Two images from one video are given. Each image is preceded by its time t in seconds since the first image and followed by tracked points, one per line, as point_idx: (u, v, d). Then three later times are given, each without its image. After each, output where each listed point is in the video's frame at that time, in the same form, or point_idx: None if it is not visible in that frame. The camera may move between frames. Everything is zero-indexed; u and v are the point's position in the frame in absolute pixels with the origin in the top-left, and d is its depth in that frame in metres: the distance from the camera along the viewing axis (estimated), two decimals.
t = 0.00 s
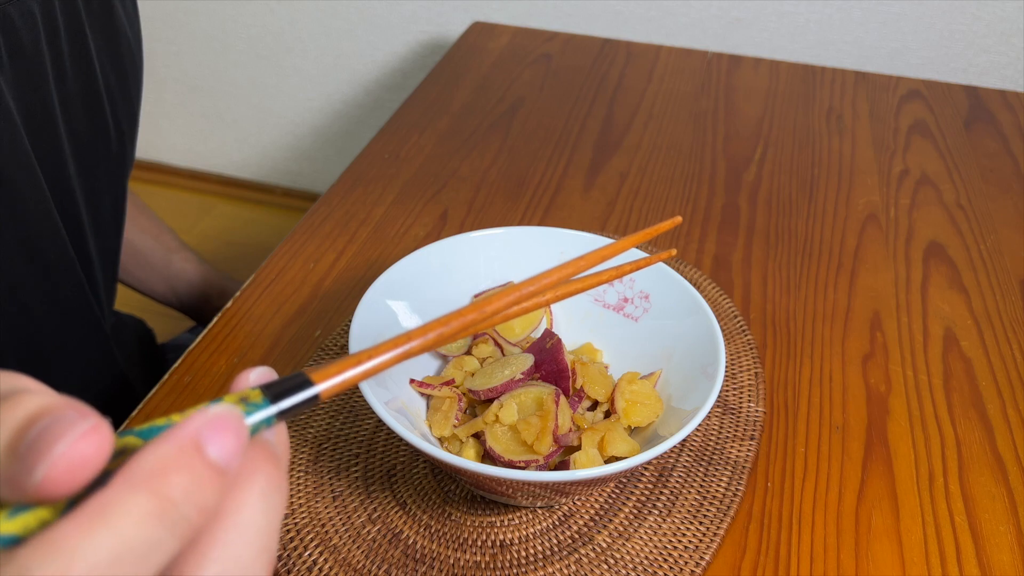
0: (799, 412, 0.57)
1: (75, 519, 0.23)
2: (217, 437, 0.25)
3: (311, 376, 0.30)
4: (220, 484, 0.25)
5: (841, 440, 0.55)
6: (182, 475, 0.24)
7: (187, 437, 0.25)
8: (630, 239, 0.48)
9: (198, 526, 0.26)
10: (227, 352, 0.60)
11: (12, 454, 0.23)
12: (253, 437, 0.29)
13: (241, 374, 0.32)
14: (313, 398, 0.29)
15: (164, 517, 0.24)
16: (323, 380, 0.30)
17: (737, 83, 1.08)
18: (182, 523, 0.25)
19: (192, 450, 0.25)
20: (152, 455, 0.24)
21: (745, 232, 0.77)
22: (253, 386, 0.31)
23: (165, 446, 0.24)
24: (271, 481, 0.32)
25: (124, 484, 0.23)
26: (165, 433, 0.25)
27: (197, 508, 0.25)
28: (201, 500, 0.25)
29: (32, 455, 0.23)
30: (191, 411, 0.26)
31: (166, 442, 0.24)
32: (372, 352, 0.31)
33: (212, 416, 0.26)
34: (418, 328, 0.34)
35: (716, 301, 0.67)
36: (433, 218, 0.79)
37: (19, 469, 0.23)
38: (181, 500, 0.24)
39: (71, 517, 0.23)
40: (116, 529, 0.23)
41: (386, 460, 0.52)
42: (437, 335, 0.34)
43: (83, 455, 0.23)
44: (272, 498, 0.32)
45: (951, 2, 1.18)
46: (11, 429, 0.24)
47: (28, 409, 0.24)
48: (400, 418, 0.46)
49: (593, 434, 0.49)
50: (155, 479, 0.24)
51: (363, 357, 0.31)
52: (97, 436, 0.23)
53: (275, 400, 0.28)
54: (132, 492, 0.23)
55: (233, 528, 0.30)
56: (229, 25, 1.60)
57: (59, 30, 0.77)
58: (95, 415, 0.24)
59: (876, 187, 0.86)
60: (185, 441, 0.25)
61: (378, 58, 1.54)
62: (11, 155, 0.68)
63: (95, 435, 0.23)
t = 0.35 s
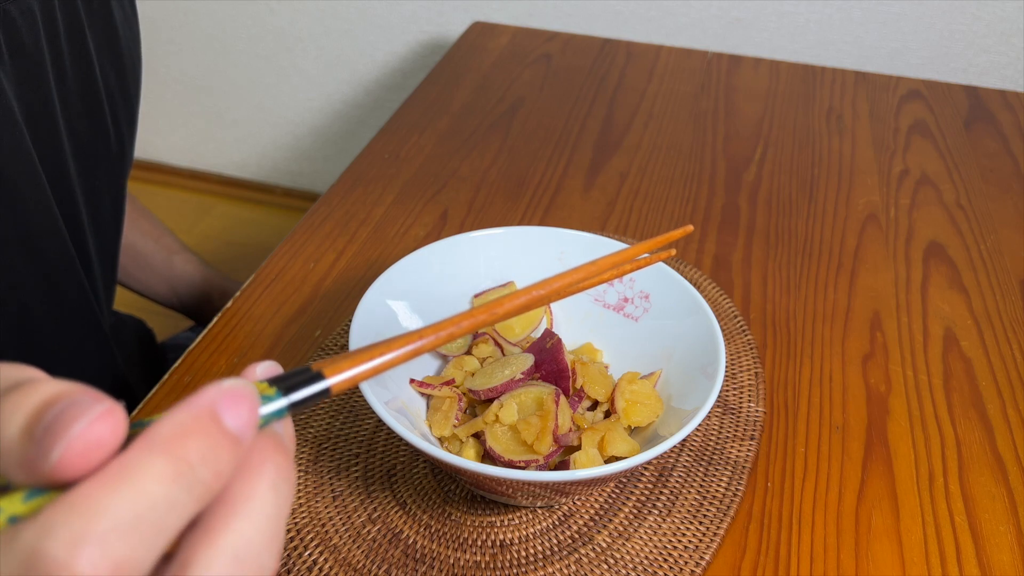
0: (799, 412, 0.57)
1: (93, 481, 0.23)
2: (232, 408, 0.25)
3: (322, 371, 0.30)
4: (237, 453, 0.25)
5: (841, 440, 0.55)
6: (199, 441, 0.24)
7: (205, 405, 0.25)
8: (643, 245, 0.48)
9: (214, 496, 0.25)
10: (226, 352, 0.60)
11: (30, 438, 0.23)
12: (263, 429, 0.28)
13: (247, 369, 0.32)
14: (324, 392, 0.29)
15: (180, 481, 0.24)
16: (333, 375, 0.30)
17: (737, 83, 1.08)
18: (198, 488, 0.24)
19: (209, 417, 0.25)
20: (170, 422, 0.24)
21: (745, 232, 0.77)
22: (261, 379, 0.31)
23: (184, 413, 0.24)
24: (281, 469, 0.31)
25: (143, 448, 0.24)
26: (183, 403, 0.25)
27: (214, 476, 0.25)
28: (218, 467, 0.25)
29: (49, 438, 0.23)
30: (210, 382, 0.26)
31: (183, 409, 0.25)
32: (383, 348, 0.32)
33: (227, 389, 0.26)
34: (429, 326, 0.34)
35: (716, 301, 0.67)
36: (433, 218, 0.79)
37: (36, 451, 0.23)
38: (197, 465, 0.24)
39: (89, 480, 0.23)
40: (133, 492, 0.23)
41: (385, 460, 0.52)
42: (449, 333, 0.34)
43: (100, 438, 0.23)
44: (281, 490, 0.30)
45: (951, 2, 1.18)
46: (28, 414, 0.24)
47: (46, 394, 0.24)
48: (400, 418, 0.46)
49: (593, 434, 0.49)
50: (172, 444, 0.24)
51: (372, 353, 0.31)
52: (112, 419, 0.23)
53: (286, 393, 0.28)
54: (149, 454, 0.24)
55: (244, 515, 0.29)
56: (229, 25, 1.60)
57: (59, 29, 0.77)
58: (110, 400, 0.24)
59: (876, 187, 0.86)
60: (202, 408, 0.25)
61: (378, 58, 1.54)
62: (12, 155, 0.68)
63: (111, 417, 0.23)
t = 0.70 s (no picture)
0: (798, 412, 0.57)
1: (93, 478, 0.23)
2: (232, 406, 0.25)
3: (320, 370, 0.30)
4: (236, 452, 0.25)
5: (841, 440, 0.55)
6: (197, 439, 0.24)
7: (203, 403, 0.25)
8: (644, 248, 0.48)
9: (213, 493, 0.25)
10: (227, 352, 0.60)
11: (28, 435, 0.23)
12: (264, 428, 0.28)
13: (245, 369, 0.32)
14: (323, 391, 0.29)
15: (180, 479, 0.24)
16: (332, 374, 0.30)
17: (737, 83, 1.08)
18: (197, 486, 0.24)
19: (208, 416, 0.25)
20: (170, 419, 0.24)
21: (745, 232, 0.77)
22: (260, 379, 0.31)
23: (182, 411, 0.24)
24: (280, 468, 0.31)
25: (142, 445, 0.23)
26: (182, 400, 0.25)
27: (213, 474, 0.25)
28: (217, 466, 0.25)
29: (47, 435, 0.23)
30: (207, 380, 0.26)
31: (182, 406, 0.24)
32: (382, 347, 0.32)
33: (227, 386, 0.26)
34: (428, 325, 0.34)
35: (716, 301, 0.67)
36: (433, 218, 0.79)
37: (35, 448, 0.23)
38: (197, 463, 0.24)
39: (90, 476, 0.23)
40: (132, 490, 0.23)
41: (385, 460, 0.52)
42: (448, 332, 0.34)
43: (98, 435, 0.23)
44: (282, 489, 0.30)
45: (951, 2, 1.18)
46: (27, 412, 0.24)
47: (44, 392, 0.24)
48: (400, 418, 0.46)
49: (594, 434, 0.49)
50: (171, 441, 0.24)
51: (373, 352, 0.31)
52: (109, 416, 0.23)
53: (285, 392, 0.28)
54: (147, 452, 0.23)
55: (243, 514, 0.29)
56: (229, 25, 1.60)
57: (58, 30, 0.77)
58: (108, 395, 0.24)
59: (876, 187, 0.86)
60: (200, 406, 0.25)
61: (378, 58, 1.54)
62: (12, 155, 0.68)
63: (108, 414, 0.23)
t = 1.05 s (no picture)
0: (799, 412, 0.57)
1: (83, 482, 0.23)
2: (226, 411, 0.25)
3: (317, 367, 0.30)
4: (228, 458, 0.25)
5: (841, 440, 0.55)
6: (189, 445, 0.24)
7: (197, 408, 0.24)
8: (643, 243, 0.48)
9: (205, 498, 0.25)
10: (228, 351, 0.60)
11: (27, 430, 0.24)
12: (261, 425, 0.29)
13: (244, 368, 0.32)
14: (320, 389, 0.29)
15: (170, 484, 0.24)
16: (330, 372, 0.30)
17: (737, 83, 1.08)
18: (188, 491, 0.24)
19: (201, 422, 0.24)
20: (162, 424, 0.24)
21: (745, 231, 0.77)
22: (258, 377, 0.31)
23: (174, 415, 0.24)
24: (277, 467, 0.30)
25: (133, 450, 0.23)
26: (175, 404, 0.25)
27: (204, 480, 0.24)
28: (208, 472, 0.24)
29: (47, 429, 0.23)
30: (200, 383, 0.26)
31: (175, 411, 0.24)
32: (380, 346, 0.32)
33: (222, 390, 0.25)
34: (426, 324, 0.34)
35: (716, 301, 0.67)
36: (433, 218, 0.79)
37: (33, 442, 0.23)
38: (188, 469, 0.24)
39: (81, 480, 0.23)
40: (121, 494, 0.23)
41: (385, 460, 0.52)
42: (445, 330, 0.34)
43: (97, 430, 0.23)
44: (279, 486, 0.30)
45: (951, 2, 1.18)
46: (27, 407, 0.24)
47: (45, 388, 0.25)
48: (400, 418, 0.46)
49: (594, 434, 0.49)
50: (162, 447, 0.24)
51: (370, 350, 0.31)
52: (109, 412, 0.23)
53: (283, 391, 0.29)
54: (137, 458, 0.23)
55: (239, 513, 0.29)
56: (229, 25, 1.60)
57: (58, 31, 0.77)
58: (108, 392, 0.24)
59: (876, 187, 0.86)
60: (194, 412, 0.24)
61: (378, 58, 1.54)
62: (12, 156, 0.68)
63: (107, 410, 0.23)
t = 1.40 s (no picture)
0: (798, 412, 0.57)
1: (76, 496, 0.23)
2: (215, 420, 0.25)
3: (318, 364, 0.30)
4: (219, 466, 0.25)
5: (841, 440, 0.55)
6: (180, 456, 0.24)
7: (186, 418, 0.24)
8: (637, 240, 0.48)
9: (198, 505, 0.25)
10: (228, 351, 0.60)
11: (34, 422, 0.23)
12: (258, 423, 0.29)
13: (244, 366, 0.32)
14: (321, 385, 0.30)
15: (162, 495, 0.24)
16: (330, 368, 0.30)
17: (738, 83, 1.08)
18: (181, 501, 0.24)
19: (191, 432, 0.24)
20: (150, 436, 0.24)
21: (745, 231, 0.77)
22: (258, 375, 0.31)
23: (163, 427, 0.24)
24: (278, 462, 0.31)
25: (124, 462, 0.23)
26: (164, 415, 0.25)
27: (196, 489, 0.25)
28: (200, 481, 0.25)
29: (57, 420, 0.23)
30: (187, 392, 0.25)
31: (164, 422, 0.24)
32: (380, 342, 0.32)
33: (209, 399, 0.25)
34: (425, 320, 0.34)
35: (716, 301, 0.67)
36: (433, 218, 0.79)
37: (41, 434, 0.23)
38: (180, 479, 0.24)
39: (72, 494, 0.23)
40: (114, 507, 0.23)
41: (385, 460, 0.52)
42: (444, 327, 0.34)
43: (106, 424, 0.23)
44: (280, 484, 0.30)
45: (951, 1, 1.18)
46: (34, 398, 0.24)
47: (51, 381, 0.25)
48: (401, 418, 0.46)
49: (594, 434, 0.49)
50: (153, 459, 0.24)
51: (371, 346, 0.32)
52: (119, 406, 0.23)
53: (283, 387, 0.29)
54: (128, 471, 0.23)
55: (239, 510, 0.29)
56: (229, 25, 1.60)
57: (57, 32, 0.77)
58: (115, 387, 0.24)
59: (876, 187, 0.86)
60: (183, 422, 0.24)
61: (378, 58, 1.54)
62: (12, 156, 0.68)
63: (116, 404, 0.23)
